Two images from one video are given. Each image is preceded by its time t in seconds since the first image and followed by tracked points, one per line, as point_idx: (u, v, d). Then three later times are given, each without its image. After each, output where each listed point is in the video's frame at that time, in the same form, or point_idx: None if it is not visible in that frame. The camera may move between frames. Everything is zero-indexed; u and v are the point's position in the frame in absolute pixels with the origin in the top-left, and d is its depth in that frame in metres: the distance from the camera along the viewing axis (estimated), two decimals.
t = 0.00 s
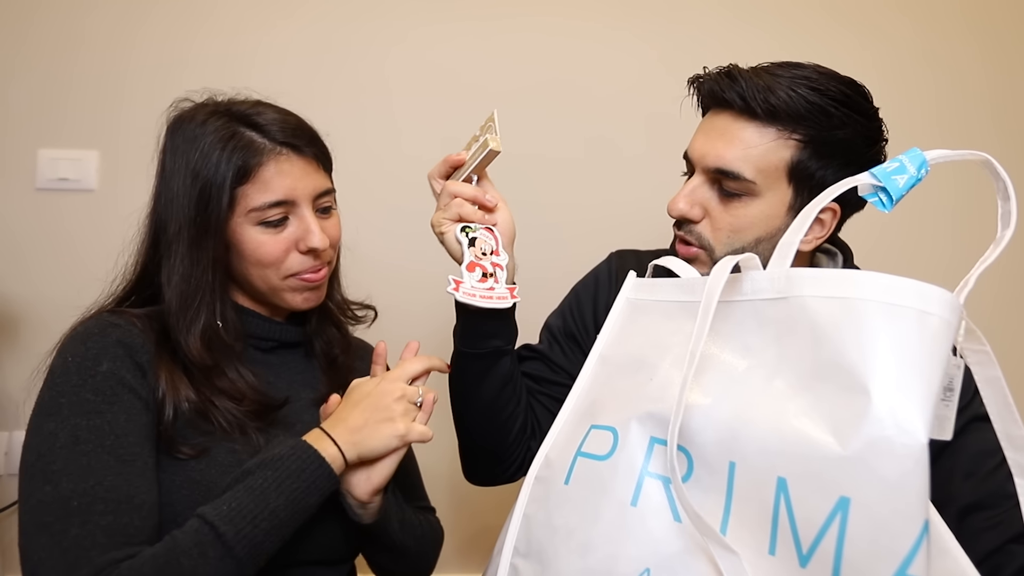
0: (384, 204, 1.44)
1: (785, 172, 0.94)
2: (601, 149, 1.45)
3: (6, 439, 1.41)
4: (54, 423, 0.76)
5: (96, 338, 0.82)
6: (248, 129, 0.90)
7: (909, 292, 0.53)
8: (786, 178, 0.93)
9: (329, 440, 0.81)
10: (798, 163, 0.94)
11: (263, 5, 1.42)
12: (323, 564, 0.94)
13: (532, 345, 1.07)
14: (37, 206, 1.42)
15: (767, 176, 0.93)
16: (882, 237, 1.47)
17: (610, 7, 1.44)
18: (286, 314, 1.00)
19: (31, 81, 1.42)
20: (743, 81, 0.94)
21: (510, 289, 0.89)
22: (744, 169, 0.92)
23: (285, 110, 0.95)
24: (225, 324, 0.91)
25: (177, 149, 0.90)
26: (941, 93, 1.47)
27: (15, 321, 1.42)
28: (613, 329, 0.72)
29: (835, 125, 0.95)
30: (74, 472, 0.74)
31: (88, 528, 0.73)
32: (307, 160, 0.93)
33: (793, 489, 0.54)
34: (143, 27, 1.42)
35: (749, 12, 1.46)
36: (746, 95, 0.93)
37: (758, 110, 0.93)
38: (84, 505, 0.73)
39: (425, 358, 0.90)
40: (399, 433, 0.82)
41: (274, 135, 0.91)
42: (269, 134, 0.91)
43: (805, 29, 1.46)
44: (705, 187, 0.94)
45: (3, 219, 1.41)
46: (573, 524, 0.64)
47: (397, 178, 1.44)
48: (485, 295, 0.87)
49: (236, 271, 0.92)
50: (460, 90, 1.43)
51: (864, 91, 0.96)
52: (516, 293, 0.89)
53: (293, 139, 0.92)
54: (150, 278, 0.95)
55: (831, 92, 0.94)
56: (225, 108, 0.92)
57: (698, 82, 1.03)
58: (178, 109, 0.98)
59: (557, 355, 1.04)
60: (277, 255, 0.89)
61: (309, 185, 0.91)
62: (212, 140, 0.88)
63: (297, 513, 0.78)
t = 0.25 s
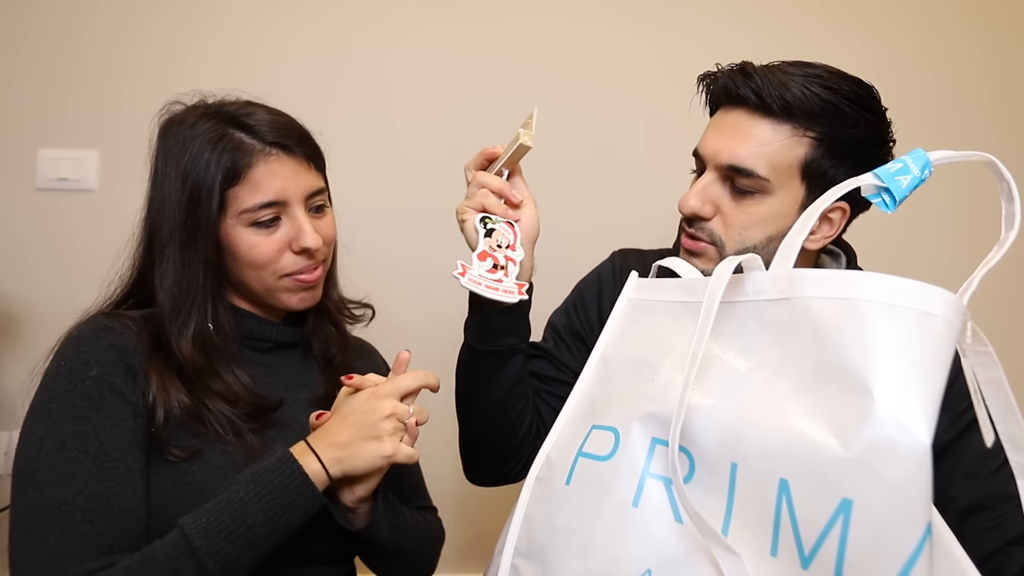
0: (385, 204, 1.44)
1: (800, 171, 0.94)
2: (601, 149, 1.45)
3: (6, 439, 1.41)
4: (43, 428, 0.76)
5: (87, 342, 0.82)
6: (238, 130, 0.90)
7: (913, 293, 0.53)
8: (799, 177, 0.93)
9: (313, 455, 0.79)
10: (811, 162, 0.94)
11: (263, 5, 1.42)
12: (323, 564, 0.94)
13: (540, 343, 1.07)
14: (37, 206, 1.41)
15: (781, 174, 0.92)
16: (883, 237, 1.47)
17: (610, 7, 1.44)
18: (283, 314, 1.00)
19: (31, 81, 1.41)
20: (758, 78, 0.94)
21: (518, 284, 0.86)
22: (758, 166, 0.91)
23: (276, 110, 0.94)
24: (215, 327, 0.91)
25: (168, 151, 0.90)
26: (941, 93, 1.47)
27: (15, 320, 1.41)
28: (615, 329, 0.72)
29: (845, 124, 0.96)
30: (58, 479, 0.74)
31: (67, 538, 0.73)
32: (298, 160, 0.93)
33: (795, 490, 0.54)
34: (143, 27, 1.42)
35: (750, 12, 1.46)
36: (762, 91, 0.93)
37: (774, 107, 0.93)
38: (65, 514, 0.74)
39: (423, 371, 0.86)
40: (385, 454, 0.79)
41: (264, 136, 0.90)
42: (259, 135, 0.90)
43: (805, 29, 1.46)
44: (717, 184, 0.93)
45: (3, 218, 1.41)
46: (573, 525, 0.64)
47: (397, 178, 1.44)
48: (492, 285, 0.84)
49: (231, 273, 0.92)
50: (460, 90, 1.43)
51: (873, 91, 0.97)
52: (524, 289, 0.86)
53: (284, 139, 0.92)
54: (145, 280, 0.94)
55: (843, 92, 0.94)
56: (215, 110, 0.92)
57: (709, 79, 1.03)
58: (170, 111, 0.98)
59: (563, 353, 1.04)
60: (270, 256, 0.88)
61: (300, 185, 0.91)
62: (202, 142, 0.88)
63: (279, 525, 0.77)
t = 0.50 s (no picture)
0: (384, 204, 1.44)
1: (803, 170, 0.94)
2: (601, 149, 1.45)
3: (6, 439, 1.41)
4: (36, 430, 0.77)
5: (82, 344, 0.82)
6: (230, 130, 0.90)
7: (913, 293, 0.53)
8: (803, 176, 0.93)
9: (305, 459, 0.79)
10: (814, 161, 0.94)
11: (263, 5, 1.42)
12: (321, 565, 0.94)
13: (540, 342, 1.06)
14: (37, 206, 1.41)
15: (784, 173, 0.92)
16: (882, 237, 1.47)
17: (609, 7, 1.44)
18: (280, 314, 1.00)
19: (31, 82, 1.41)
20: (763, 75, 0.94)
21: (530, 283, 0.86)
22: (761, 165, 0.91)
23: (269, 109, 0.94)
24: (208, 327, 0.91)
25: (160, 152, 0.90)
26: (941, 93, 1.47)
27: (15, 320, 1.41)
28: (615, 329, 0.72)
29: (848, 122, 0.96)
30: (51, 482, 0.75)
31: (59, 541, 0.73)
32: (291, 159, 0.92)
33: (796, 491, 0.54)
34: (143, 27, 1.42)
35: (749, 12, 1.45)
36: (767, 89, 0.93)
37: (779, 105, 0.93)
38: (57, 517, 0.74)
39: (417, 375, 0.86)
40: (379, 458, 0.79)
41: (256, 135, 0.90)
42: (251, 134, 0.90)
43: (805, 29, 1.46)
44: (720, 183, 0.93)
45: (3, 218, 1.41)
46: (572, 526, 0.64)
47: (397, 178, 1.44)
48: (505, 284, 0.84)
49: (225, 273, 0.92)
50: (460, 90, 1.43)
51: (875, 91, 0.97)
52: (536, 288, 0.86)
53: (276, 138, 0.91)
54: (139, 282, 0.94)
55: (846, 90, 0.95)
56: (207, 109, 0.92)
57: (712, 76, 1.03)
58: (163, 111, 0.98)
59: (563, 353, 1.03)
60: (264, 255, 0.88)
61: (293, 184, 0.91)
62: (194, 141, 0.88)
63: (270, 529, 0.77)
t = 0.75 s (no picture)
0: (383, 204, 1.44)
1: (790, 167, 0.93)
2: (601, 149, 1.45)
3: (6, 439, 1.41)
4: (34, 432, 0.77)
5: (80, 346, 0.82)
6: (229, 130, 0.90)
7: (910, 293, 0.53)
8: (789, 173, 0.93)
9: (302, 459, 0.79)
10: (801, 159, 0.94)
11: (263, 5, 1.42)
12: (322, 565, 0.94)
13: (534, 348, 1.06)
14: (38, 206, 1.41)
15: (771, 171, 0.92)
16: (881, 236, 1.47)
17: (610, 7, 1.44)
18: (280, 314, 1.00)
19: (31, 82, 1.41)
20: (746, 75, 0.94)
21: (527, 288, 0.87)
22: (747, 164, 0.91)
23: (267, 109, 0.94)
24: (208, 328, 0.90)
25: (158, 153, 0.90)
26: (941, 93, 1.47)
27: (15, 320, 1.41)
28: (614, 330, 0.72)
29: (834, 119, 0.96)
30: (47, 484, 0.75)
31: (56, 543, 0.73)
32: (290, 159, 0.92)
33: (795, 491, 0.54)
34: (143, 27, 1.42)
35: (749, 11, 1.45)
36: (750, 89, 0.93)
37: (763, 105, 0.93)
38: (54, 519, 0.74)
39: (416, 380, 0.86)
40: (375, 460, 0.79)
41: (255, 135, 0.90)
42: (251, 134, 0.90)
43: (805, 30, 1.46)
44: (707, 183, 0.93)
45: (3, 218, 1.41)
46: (572, 530, 0.64)
47: (397, 177, 1.44)
48: (502, 292, 0.85)
49: (225, 274, 0.92)
50: (460, 90, 1.43)
51: (860, 88, 0.97)
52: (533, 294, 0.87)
53: (275, 138, 0.91)
54: (137, 282, 0.94)
55: (829, 88, 0.95)
56: (206, 110, 0.91)
57: (697, 77, 1.03)
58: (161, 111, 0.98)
59: (558, 359, 1.03)
60: (265, 256, 0.88)
61: (293, 184, 0.91)
62: (193, 142, 0.88)
63: (266, 533, 0.77)
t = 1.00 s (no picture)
0: (383, 204, 1.44)
1: (776, 161, 0.93)
2: (600, 149, 1.45)
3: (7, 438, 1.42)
4: (33, 433, 0.77)
5: (78, 347, 0.83)
6: (227, 130, 0.90)
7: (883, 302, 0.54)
8: (776, 166, 0.93)
9: (300, 459, 0.79)
10: (786, 153, 0.94)
11: (264, 6, 1.42)
12: (323, 565, 0.95)
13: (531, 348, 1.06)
14: (38, 206, 1.42)
15: (758, 165, 0.92)
16: (878, 236, 1.48)
17: (610, 7, 1.44)
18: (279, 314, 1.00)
19: (33, 83, 1.42)
20: (727, 74, 0.95)
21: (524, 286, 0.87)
22: (734, 159, 0.92)
23: (265, 109, 0.94)
24: (207, 329, 0.91)
25: (157, 153, 0.90)
26: (940, 93, 1.47)
27: (15, 320, 1.42)
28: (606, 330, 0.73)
29: (822, 113, 0.95)
30: (46, 484, 0.75)
31: (54, 543, 0.74)
32: (289, 159, 0.93)
33: (781, 489, 0.53)
34: (144, 28, 1.42)
35: (748, 11, 1.46)
36: (731, 86, 0.94)
37: (746, 100, 0.93)
38: (53, 520, 0.75)
39: (415, 380, 0.86)
40: (372, 460, 0.79)
41: (254, 136, 0.90)
42: (249, 135, 0.90)
43: (805, 30, 1.46)
44: (697, 181, 0.94)
45: (4, 219, 1.42)
46: (567, 528, 0.65)
47: (396, 178, 1.44)
48: (501, 291, 0.85)
49: (224, 274, 0.92)
50: (460, 91, 1.44)
51: (847, 81, 0.96)
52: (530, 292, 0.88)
53: (274, 139, 0.91)
54: (135, 283, 0.95)
55: (815, 82, 0.94)
56: (204, 110, 0.92)
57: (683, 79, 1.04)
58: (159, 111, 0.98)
59: (553, 358, 1.04)
60: (265, 256, 0.89)
61: (292, 184, 0.91)
62: (192, 142, 0.88)
63: (264, 533, 0.77)
